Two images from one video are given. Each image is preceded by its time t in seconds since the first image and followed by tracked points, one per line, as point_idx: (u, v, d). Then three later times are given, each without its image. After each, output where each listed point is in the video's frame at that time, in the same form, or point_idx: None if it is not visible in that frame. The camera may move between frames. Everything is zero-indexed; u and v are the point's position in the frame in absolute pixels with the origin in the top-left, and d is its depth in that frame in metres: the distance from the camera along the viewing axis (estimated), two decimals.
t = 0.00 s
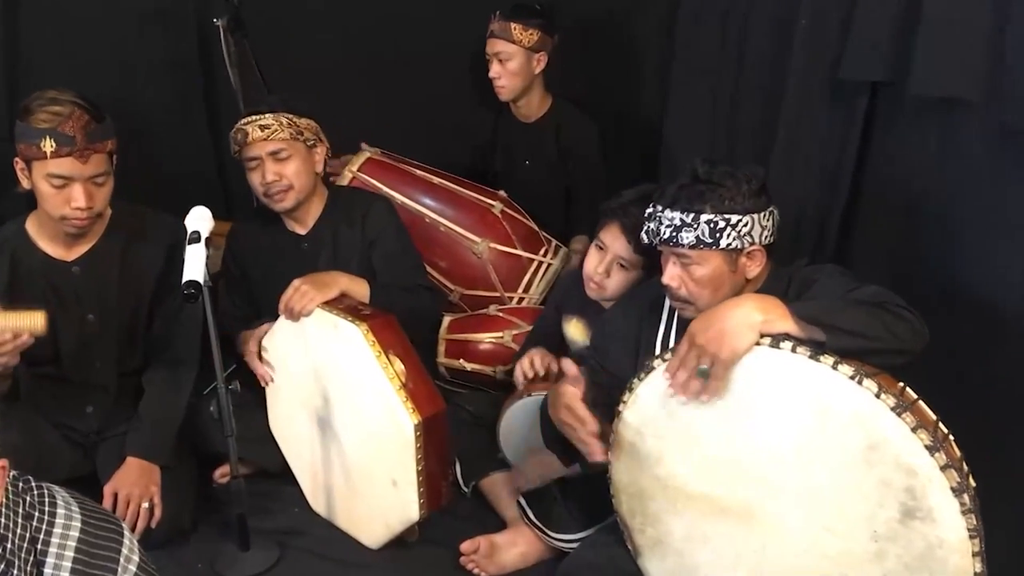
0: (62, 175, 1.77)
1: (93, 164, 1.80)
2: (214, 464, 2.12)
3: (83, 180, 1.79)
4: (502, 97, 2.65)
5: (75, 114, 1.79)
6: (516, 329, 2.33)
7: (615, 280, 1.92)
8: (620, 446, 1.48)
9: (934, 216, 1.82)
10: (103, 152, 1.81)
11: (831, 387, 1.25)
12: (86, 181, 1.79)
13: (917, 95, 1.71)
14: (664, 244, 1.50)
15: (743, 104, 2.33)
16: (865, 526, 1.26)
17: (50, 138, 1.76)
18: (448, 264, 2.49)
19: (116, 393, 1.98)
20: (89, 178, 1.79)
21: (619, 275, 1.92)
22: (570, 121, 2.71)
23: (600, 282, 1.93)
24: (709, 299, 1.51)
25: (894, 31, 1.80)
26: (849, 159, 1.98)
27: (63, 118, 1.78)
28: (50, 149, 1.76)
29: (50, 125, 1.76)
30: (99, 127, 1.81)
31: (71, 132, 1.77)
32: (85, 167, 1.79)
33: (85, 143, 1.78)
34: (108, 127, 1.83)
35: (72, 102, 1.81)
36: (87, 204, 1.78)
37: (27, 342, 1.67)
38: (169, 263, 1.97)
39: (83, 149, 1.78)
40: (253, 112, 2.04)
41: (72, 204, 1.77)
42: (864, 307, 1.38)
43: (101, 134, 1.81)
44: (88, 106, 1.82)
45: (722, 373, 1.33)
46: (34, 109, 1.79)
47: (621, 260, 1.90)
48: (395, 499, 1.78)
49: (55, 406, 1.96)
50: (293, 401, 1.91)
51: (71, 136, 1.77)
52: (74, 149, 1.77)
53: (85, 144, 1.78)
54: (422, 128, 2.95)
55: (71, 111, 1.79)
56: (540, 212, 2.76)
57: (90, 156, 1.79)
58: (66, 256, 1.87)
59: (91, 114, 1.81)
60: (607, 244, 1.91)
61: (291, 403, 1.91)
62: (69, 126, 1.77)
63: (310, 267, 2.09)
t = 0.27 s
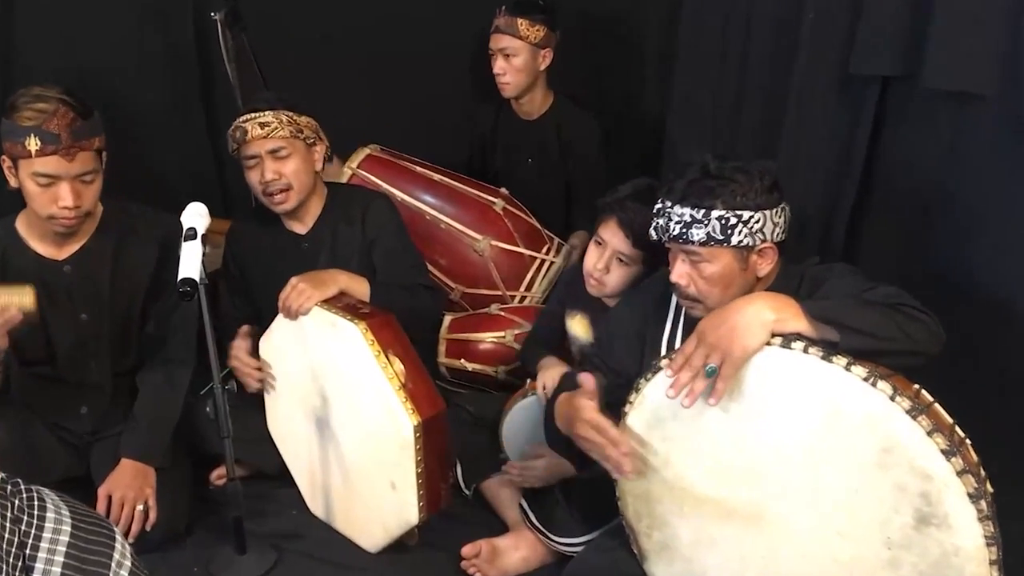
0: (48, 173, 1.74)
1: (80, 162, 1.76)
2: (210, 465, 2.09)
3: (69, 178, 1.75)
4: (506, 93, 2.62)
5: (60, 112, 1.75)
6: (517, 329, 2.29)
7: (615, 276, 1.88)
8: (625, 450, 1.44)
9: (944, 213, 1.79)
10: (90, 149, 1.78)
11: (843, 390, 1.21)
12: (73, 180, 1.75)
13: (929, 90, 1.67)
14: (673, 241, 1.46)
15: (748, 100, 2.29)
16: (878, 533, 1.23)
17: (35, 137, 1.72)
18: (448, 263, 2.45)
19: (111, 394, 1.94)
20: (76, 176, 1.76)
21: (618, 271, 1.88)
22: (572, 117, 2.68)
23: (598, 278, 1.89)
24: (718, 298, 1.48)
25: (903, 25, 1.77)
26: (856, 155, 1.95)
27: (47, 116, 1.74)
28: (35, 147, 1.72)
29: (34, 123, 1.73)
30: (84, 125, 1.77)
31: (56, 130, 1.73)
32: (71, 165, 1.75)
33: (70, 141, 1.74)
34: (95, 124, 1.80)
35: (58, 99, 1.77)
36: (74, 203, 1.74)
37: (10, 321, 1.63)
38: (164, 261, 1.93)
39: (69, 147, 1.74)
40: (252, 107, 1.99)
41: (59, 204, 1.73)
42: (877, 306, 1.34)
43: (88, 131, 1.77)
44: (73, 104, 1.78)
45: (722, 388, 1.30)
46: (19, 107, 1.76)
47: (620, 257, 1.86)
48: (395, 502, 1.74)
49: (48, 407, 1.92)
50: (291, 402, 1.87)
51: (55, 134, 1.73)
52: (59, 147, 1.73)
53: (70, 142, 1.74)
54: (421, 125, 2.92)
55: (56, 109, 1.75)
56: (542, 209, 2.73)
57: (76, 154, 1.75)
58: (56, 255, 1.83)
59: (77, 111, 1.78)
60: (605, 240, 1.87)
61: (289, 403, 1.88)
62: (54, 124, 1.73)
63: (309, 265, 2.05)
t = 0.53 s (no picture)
0: (46, 167, 1.71)
1: (78, 155, 1.73)
2: (213, 466, 2.06)
3: (67, 171, 1.72)
4: (516, 91, 2.58)
5: (58, 103, 1.72)
6: (525, 329, 2.26)
7: (625, 275, 1.87)
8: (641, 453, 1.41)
9: (960, 213, 1.76)
10: (88, 142, 1.75)
11: (867, 391, 1.19)
12: (71, 173, 1.73)
13: (946, 86, 1.65)
14: (687, 239, 1.43)
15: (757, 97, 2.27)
16: (901, 539, 1.20)
17: (32, 129, 1.69)
18: (455, 262, 2.43)
19: (112, 394, 1.92)
20: (74, 170, 1.73)
21: (629, 268, 1.86)
22: (579, 114, 2.66)
23: (608, 276, 1.88)
24: (733, 298, 1.45)
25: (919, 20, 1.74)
26: (869, 153, 1.92)
27: (45, 108, 1.71)
28: (32, 140, 1.69)
29: (32, 115, 1.70)
30: (82, 117, 1.74)
31: (53, 122, 1.70)
32: (69, 158, 1.72)
33: (68, 133, 1.71)
34: (93, 116, 1.77)
35: (54, 91, 1.74)
36: (72, 197, 1.71)
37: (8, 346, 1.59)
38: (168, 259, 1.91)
39: (66, 140, 1.71)
40: (260, 101, 1.96)
41: (57, 197, 1.70)
42: (898, 307, 1.32)
43: (85, 124, 1.74)
44: (70, 95, 1.75)
45: (744, 391, 1.28)
46: (16, 99, 1.73)
47: (631, 254, 1.85)
48: (403, 504, 1.71)
49: (49, 407, 1.90)
50: (299, 402, 1.85)
51: (53, 126, 1.70)
52: (57, 140, 1.70)
53: (68, 134, 1.71)
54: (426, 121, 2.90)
55: (54, 100, 1.72)
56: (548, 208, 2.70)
57: (74, 147, 1.72)
58: (55, 251, 1.80)
59: (74, 103, 1.75)
60: (618, 238, 1.85)
61: (296, 404, 1.85)
62: (52, 116, 1.70)
63: (314, 263, 2.03)
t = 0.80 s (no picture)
0: (55, 169, 1.69)
1: (88, 157, 1.71)
2: (223, 468, 2.05)
3: (77, 173, 1.70)
4: (534, 88, 2.56)
5: (67, 105, 1.70)
6: (539, 331, 2.23)
7: (638, 274, 1.84)
8: (661, 457, 1.38)
9: (982, 215, 1.73)
10: (98, 143, 1.73)
11: (895, 397, 1.17)
12: (81, 175, 1.71)
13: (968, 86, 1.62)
14: (702, 244, 1.41)
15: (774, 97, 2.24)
16: (929, 548, 1.18)
17: (41, 130, 1.67)
18: (467, 262, 2.40)
19: (122, 395, 1.90)
20: (84, 171, 1.71)
21: (641, 267, 1.83)
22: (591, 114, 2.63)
23: (620, 275, 1.86)
24: (750, 302, 1.43)
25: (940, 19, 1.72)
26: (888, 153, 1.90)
27: (54, 109, 1.69)
28: (41, 142, 1.68)
29: (41, 116, 1.68)
30: (91, 118, 1.72)
31: (63, 124, 1.68)
32: (79, 160, 1.70)
33: (77, 135, 1.69)
34: (102, 117, 1.75)
35: (63, 92, 1.72)
36: (82, 198, 1.69)
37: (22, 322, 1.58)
38: (179, 259, 1.89)
39: (76, 141, 1.69)
40: (275, 103, 1.95)
41: (66, 199, 1.69)
42: (925, 311, 1.30)
43: (95, 125, 1.72)
44: (79, 96, 1.73)
45: (766, 397, 1.25)
46: (25, 100, 1.71)
47: (644, 253, 1.82)
48: (416, 508, 1.69)
49: (59, 408, 1.88)
50: (311, 404, 1.83)
51: (62, 128, 1.68)
52: (66, 141, 1.68)
53: (77, 136, 1.69)
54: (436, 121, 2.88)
55: (63, 101, 1.70)
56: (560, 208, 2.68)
57: (83, 148, 1.71)
58: (66, 251, 1.79)
59: (83, 104, 1.73)
60: (630, 236, 1.83)
61: (309, 406, 1.84)
62: (61, 117, 1.68)
63: (325, 263, 2.01)
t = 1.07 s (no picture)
0: (76, 167, 1.68)
1: (109, 155, 1.70)
2: (234, 471, 2.03)
3: (97, 171, 1.69)
4: (555, 86, 2.54)
5: (90, 102, 1.69)
6: (551, 334, 2.22)
7: (651, 277, 1.81)
8: (680, 466, 1.35)
9: (1006, 219, 1.70)
10: (119, 142, 1.72)
11: (920, 406, 1.14)
12: (101, 173, 1.70)
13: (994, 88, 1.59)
14: (730, 260, 1.37)
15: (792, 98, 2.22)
16: (954, 560, 1.15)
17: (63, 128, 1.66)
18: (479, 264, 2.38)
19: (134, 396, 1.89)
20: (105, 170, 1.70)
21: (654, 270, 1.80)
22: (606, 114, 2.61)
23: (632, 275, 1.83)
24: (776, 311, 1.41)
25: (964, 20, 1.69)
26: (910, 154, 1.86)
27: (77, 106, 1.68)
28: (63, 139, 1.66)
29: (64, 113, 1.67)
30: (114, 116, 1.71)
31: (86, 121, 1.67)
32: (100, 158, 1.69)
33: (100, 133, 1.68)
34: (124, 115, 1.74)
35: (86, 89, 1.71)
36: (102, 197, 1.68)
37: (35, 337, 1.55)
38: (192, 260, 1.87)
39: (99, 140, 1.68)
40: (289, 97, 1.94)
41: (86, 197, 1.67)
42: (952, 318, 1.27)
43: (117, 123, 1.71)
44: (102, 94, 1.72)
45: (789, 402, 1.22)
46: (46, 97, 1.70)
47: (657, 257, 1.79)
48: (429, 513, 1.67)
49: (70, 409, 1.87)
50: (323, 406, 1.81)
51: (85, 125, 1.67)
52: (88, 139, 1.67)
53: (100, 134, 1.68)
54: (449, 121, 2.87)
55: (86, 99, 1.69)
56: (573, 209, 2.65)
57: (106, 146, 1.69)
58: (82, 250, 1.77)
59: (106, 102, 1.72)
60: (642, 240, 1.81)
61: (320, 408, 1.82)
62: (84, 115, 1.67)
63: (337, 264, 1.99)
